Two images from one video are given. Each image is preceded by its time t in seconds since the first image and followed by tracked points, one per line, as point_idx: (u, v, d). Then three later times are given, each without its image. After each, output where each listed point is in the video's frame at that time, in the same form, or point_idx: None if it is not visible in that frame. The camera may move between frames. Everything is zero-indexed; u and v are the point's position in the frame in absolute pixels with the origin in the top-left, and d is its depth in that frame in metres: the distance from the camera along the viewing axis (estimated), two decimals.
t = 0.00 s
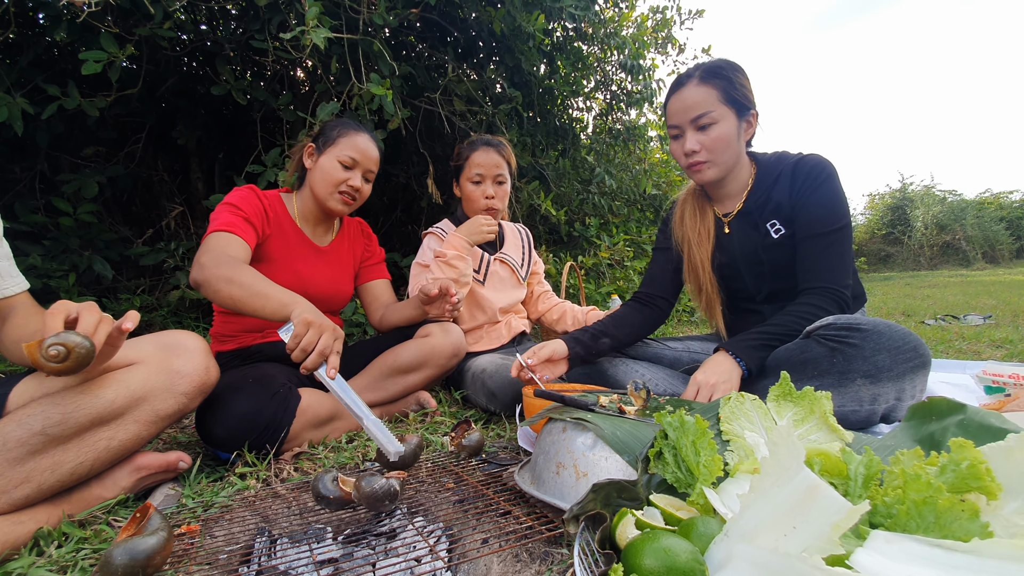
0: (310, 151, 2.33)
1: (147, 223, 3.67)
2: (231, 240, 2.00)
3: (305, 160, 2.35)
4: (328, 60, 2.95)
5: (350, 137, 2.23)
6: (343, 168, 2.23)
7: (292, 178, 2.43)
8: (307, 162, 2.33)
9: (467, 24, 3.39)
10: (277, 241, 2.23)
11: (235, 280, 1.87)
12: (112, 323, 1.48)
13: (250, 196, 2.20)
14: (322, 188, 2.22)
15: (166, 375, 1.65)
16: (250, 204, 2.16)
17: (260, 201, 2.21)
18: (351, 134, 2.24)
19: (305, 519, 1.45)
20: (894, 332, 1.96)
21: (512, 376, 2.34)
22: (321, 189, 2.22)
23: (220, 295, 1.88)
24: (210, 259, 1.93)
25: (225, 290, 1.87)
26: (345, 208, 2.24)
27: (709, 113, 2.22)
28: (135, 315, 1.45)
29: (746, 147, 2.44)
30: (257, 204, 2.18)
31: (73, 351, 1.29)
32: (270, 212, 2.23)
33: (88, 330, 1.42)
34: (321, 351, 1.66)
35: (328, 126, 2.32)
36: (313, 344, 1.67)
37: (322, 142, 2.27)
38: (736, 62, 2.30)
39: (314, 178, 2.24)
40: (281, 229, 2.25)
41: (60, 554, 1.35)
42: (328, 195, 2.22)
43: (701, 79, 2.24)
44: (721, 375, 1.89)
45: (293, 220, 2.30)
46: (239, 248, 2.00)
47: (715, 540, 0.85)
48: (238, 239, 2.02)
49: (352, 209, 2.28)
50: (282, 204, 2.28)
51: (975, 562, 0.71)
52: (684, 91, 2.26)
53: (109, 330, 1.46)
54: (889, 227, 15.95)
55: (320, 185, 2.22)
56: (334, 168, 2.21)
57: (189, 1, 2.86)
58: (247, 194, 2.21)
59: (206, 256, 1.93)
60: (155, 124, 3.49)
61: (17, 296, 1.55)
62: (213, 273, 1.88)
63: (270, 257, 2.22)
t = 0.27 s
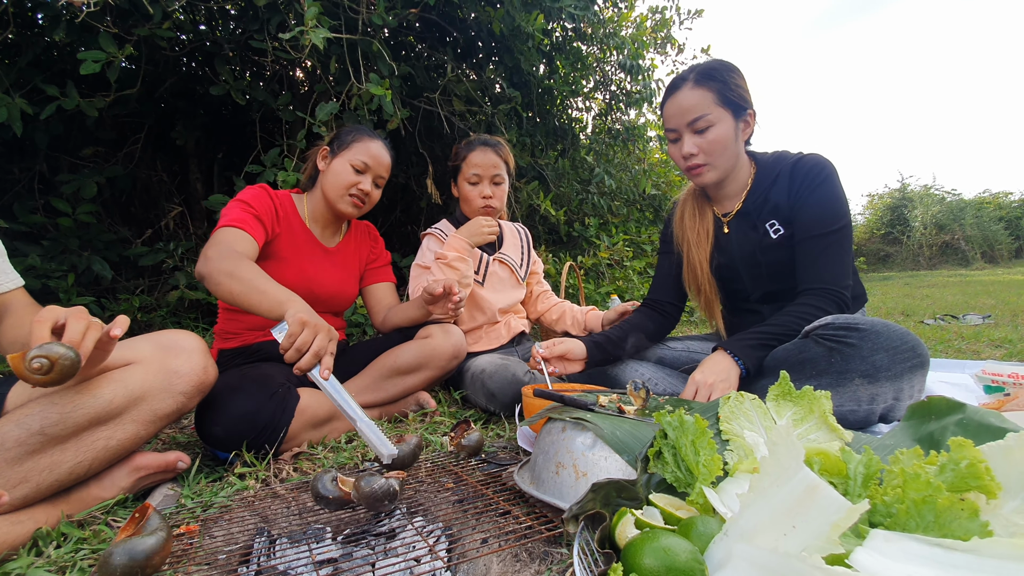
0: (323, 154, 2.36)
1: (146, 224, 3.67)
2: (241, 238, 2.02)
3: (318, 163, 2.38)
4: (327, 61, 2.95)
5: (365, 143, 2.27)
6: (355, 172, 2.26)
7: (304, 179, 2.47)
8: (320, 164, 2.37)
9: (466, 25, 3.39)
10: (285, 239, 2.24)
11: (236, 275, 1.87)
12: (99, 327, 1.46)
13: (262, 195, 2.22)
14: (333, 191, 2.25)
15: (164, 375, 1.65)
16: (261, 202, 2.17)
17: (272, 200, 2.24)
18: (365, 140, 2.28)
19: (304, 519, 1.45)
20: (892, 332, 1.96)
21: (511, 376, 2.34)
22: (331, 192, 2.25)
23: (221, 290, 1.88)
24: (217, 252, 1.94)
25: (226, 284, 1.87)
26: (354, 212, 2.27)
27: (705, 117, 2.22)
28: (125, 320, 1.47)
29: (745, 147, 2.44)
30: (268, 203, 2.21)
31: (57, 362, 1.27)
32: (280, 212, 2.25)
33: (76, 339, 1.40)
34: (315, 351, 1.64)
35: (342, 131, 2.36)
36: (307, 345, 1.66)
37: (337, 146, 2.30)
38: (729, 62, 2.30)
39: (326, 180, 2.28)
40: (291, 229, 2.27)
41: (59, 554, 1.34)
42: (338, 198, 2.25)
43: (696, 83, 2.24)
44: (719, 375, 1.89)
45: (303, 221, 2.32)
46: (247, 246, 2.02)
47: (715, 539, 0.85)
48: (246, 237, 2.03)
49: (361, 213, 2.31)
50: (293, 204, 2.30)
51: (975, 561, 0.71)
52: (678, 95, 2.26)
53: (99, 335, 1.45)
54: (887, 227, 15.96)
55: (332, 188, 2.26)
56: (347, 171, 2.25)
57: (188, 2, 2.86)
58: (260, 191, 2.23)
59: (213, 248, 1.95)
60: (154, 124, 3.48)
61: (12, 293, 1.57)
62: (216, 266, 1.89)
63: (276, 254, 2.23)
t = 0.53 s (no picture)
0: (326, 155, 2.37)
1: (145, 224, 3.66)
2: (242, 236, 2.02)
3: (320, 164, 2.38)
4: (326, 61, 2.95)
5: (367, 145, 2.27)
6: (356, 175, 2.26)
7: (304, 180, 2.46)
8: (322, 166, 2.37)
9: (465, 25, 3.39)
10: (286, 239, 2.24)
11: (236, 273, 1.88)
12: (79, 334, 1.41)
13: (263, 195, 2.22)
14: (335, 193, 2.25)
15: (162, 375, 1.65)
16: (262, 202, 2.18)
17: (273, 201, 2.24)
18: (367, 143, 2.28)
19: (304, 520, 1.45)
20: (891, 331, 1.96)
21: (511, 377, 2.34)
22: (333, 194, 2.25)
23: (221, 288, 1.89)
24: (217, 250, 1.94)
25: (225, 281, 1.87)
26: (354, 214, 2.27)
27: (709, 115, 2.22)
28: (104, 331, 1.45)
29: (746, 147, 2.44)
30: (269, 202, 2.21)
31: (23, 381, 1.22)
32: (281, 212, 2.25)
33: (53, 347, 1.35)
34: (313, 353, 1.63)
35: (345, 133, 2.36)
36: (304, 346, 1.65)
37: (338, 148, 2.30)
38: (732, 62, 2.29)
39: (328, 181, 2.28)
40: (291, 229, 2.27)
41: (58, 555, 1.34)
42: (339, 200, 2.25)
43: (700, 81, 2.24)
44: (719, 375, 1.89)
45: (304, 221, 2.32)
46: (248, 245, 2.02)
47: (714, 539, 0.85)
48: (248, 236, 2.03)
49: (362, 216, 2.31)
50: (294, 204, 2.30)
51: (972, 561, 0.71)
52: (681, 94, 2.26)
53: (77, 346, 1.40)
54: (886, 227, 15.97)
55: (334, 189, 2.26)
56: (349, 173, 2.25)
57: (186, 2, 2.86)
58: (261, 192, 2.23)
59: (213, 246, 1.96)
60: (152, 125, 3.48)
61: (12, 288, 1.61)
62: (217, 263, 1.90)
63: (277, 254, 2.23)
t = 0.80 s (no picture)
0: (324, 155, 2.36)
1: (144, 224, 3.66)
2: (239, 233, 2.02)
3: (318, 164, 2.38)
4: (325, 61, 2.95)
5: (365, 146, 2.27)
6: (354, 175, 2.25)
7: (303, 180, 2.46)
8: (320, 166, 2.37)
9: (464, 25, 3.39)
10: (284, 238, 2.25)
11: (230, 264, 1.87)
12: (64, 338, 1.39)
13: (262, 194, 2.23)
14: (332, 193, 2.25)
15: (160, 374, 1.65)
16: (260, 201, 2.18)
17: (271, 200, 2.25)
18: (365, 143, 2.28)
19: (302, 520, 1.45)
20: (890, 331, 1.96)
21: (510, 376, 2.34)
22: (330, 194, 2.25)
23: (216, 281, 1.89)
24: (212, 244, 1.94)
25: (219, 273, 1.87)
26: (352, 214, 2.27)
27: (710, 114, 2.22)
28: (89, 334, 1.43)
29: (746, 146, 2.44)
30: (267, 201, 2.22)
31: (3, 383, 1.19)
32: (280, 211, 2.25)
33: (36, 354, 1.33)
34: (305, 350, 1.65)
35: (343, 133, 2.36)
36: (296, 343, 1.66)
37: (336, 148, 2.30)
38: (734, 61, 2.29)
39: (325, 182, 2.28)
40: (289, 228, 2.27)
41: (55, 556, 1.34)
42: (336, 200, 2.25)
43: (701, 80, 2.24)
44: (718, 375, 1.89)
45: (303, 222, 2.32)
46: (246, 242, 2.02)
47: (712, 539, 0.85)
48: (245, 233, 2.03)
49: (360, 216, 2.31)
50: (292, 204, 2.31)
51: (970, 561, 0.71)
52: (682, 93, 2.26)
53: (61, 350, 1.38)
54: (885, 227, 15.99)
55: (331, 189, 2.26)
56: (346, 174, 2.25)
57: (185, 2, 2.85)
58: (259, 190, 2.23)
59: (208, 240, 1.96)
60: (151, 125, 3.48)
61: (10, 284, 1.62)
62: (211, 256, 1.90)
63: (275, 253, 2.23)
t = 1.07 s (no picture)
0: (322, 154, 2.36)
1: (143, 224, 3.66)
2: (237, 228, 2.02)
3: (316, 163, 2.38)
4: (325, 60, 2.94)
5: (363, 144, 2.27)
6: (352, 173, 2.25)
7: (303, 180, 2.46)
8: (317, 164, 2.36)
9: (464, 24, 3.39)
10: (282, 235, 2.24)
11: (221, 244, 1.86)
12: (57, 342, 1.36)
13: (261, 191, 2.23)
14: (331, 193, 2.25)
15: (159, 374, 1.64)
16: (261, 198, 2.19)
17: (271, 197, 2.25)
18: (364, 141, 2.28)
19: (301, 520, 1.45)
20: (889, 330, 1.97)
21: (510, 376, 2.34)
22: (329, 194, 2.25)
23: (206, 263, 1.87)
24: (202, 227, 1.93)
25: (210, 253, 1.86)
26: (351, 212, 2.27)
27: (711, 113, 2.22)
28: (82, 338, 1.41)
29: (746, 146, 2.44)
30: (266, 198, 2.21)
31: None
32: (279, 208, 2.25)
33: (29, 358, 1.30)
34: (308, 322, 1.63)
35: (341, 132, 2.35)
36: (299, 315, 1.64)
37: (335, 148, 2.30)
38: (735, 60, 2.29)
39: (324, 181, 2.28)
40: (288, 225, 2.27)
41: (55, 555, 1.34)
42: (336, 199, 2.25)
43: (702, 79, 2.24)
44: (718, 375, 1.89)
45: (303, 221, 2.33)
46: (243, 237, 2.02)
47: (712, 538, 0.85)
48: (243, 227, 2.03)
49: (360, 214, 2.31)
50: (292, 202, 2.31)
51: (970, 559, 0.71)
52: (683, 92, 2.26)
53: (53, 355, 1.35)
54: (884, 227, 15.99)
55: (330, 188, 2.26)
56: (345, 173, 2.24)
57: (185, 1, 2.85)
58: (259, 187, 2.24)
59: (198, 225, 1.95)
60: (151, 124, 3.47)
61: (10, 281, 1.62)
62: (202, 238, 1.89)
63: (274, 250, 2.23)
